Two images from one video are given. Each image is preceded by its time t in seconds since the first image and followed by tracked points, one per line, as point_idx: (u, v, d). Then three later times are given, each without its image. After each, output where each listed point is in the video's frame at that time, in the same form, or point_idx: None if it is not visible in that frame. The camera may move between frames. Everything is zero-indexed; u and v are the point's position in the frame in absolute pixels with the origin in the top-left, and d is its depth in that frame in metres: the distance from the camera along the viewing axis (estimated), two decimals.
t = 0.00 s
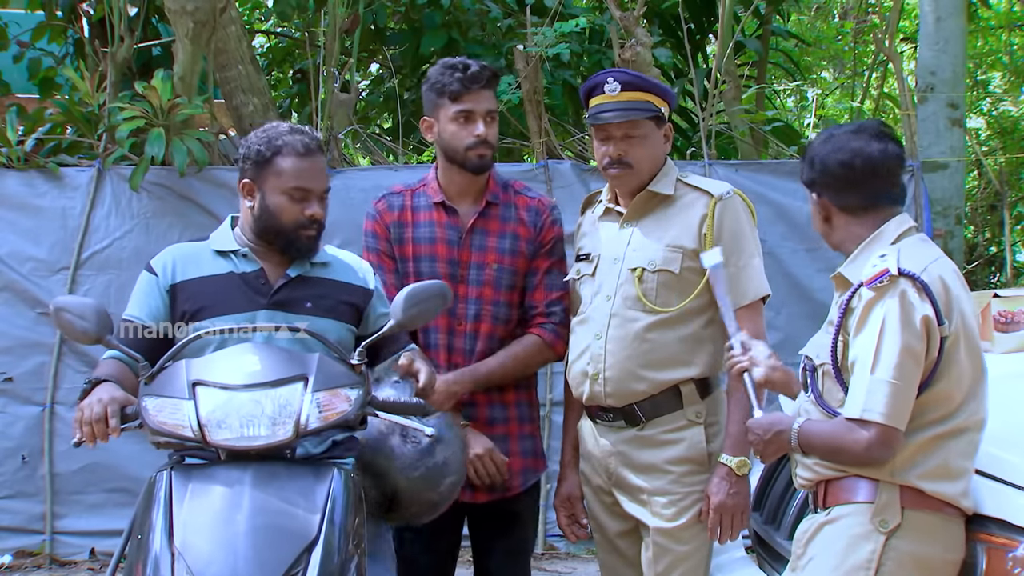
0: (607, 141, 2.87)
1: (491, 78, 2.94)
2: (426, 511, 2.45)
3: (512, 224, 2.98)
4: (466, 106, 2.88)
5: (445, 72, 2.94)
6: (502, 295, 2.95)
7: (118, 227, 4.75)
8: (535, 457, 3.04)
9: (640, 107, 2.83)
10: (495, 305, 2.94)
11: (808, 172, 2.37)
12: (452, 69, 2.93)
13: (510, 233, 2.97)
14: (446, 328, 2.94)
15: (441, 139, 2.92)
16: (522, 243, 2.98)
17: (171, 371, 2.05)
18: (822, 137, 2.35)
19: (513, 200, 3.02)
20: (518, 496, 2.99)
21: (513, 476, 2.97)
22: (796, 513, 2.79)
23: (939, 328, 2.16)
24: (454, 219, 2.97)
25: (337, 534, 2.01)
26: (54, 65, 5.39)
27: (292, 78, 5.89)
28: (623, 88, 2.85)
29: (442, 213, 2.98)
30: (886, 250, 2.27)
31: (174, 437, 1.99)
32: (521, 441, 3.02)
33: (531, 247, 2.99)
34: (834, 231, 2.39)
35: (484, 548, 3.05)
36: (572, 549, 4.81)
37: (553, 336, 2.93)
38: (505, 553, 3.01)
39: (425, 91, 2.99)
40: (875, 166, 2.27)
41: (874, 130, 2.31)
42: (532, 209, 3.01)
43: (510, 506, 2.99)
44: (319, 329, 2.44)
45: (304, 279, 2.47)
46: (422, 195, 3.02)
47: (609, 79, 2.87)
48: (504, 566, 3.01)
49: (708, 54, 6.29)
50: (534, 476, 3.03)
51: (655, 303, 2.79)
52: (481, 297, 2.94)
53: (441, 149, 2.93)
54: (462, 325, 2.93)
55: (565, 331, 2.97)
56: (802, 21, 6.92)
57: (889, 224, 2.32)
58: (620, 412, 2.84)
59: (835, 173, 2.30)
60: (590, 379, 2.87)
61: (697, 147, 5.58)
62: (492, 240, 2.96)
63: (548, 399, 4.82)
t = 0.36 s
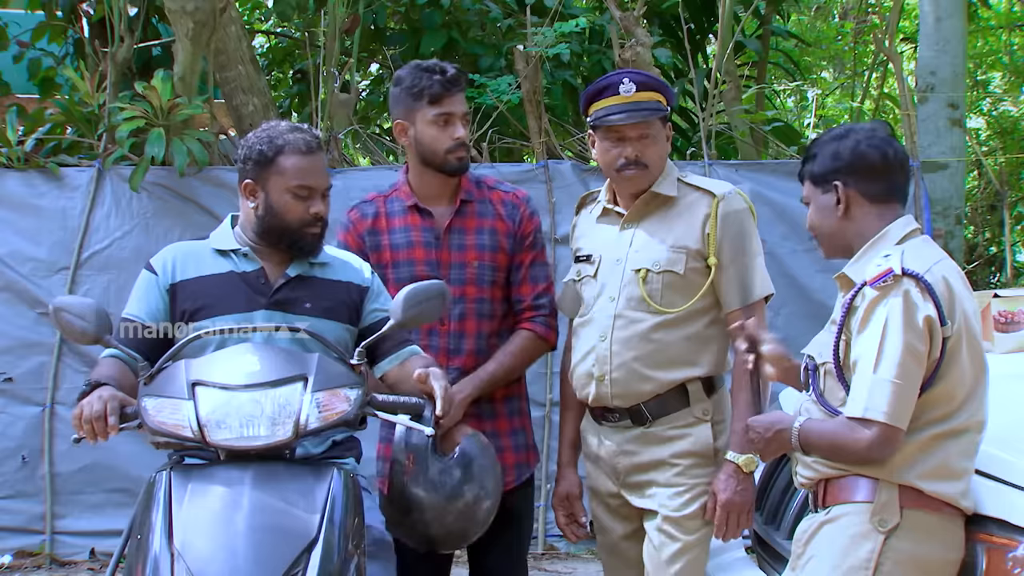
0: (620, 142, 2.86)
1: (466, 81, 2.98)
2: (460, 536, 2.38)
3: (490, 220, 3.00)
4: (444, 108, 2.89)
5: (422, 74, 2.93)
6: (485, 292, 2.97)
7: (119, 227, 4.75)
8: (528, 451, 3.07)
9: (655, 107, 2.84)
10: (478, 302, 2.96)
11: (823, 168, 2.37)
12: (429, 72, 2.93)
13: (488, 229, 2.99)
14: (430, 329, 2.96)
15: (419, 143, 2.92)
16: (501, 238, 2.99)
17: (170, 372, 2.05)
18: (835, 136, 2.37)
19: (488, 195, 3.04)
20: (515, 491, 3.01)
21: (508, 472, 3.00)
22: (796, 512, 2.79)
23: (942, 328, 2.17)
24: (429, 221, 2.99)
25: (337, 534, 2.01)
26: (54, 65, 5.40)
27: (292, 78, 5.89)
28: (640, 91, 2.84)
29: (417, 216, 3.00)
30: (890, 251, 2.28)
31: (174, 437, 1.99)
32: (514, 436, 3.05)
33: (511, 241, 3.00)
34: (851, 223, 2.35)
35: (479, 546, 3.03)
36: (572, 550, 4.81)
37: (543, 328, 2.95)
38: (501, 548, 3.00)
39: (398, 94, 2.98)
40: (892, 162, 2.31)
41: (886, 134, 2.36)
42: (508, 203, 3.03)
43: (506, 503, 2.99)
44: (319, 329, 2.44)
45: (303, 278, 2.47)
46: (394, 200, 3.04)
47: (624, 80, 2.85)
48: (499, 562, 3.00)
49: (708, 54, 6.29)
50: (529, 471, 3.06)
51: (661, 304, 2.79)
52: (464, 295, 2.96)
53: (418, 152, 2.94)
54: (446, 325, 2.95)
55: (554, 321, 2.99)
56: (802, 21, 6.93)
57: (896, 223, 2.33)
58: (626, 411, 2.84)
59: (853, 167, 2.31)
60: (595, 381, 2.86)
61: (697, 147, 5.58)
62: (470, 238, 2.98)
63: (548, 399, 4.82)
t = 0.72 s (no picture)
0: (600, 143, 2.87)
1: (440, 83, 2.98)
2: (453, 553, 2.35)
3: (472, 217, 3.02)
4: (419, 110, 2.91)
5: (395, 78, 2.94)
6: (473, 289, 2.99)
7: (119, 227, 4.75)
8: (522, 446, 3.08)
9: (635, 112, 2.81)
10: (467, 300, 2.98)
11: (822, 170, 2.36)
12: (402, 75, 2.94)
13: (471, 226, 3.01)
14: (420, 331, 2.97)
15: (396, 145, 2.93)
16: (484, 234, 3.02)
17: (168, 372, 2.05)
18: (839, 137, 2.34)
19: (466, 193, 3.07)
20: (511, 488, 3.04)
21: (504, 469, 3.02)
22: (796, 512, 2.79)
23: (941, 327, 2.17)
24: (410, 224, 3.00)
25: (336, 534, 2.01)
26: (54, 65, 5.40)
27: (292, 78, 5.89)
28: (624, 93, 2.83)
29: (396, 220, 3.01)
30: (889, 251, 2.28)
31: (173, 437, 1.99)
32: (508, 433, 3.05)
33: (493, 236, 3.03)
34: (845, 227, 2.37)
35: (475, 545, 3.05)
36: (572, 550, 4.81)
37: (526, 322, 2.99)
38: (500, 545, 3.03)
39: (372, 97, 2.99)
40: (891, 171, 2.29)
41: (896, 133, 2.32)
42: (487, 199, 3.07)
43: (505, 499, 3.04)
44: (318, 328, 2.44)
45: (301, 275, 2.46)
46: (373, 207, 3.05)
47: (605, 84, 2.88)
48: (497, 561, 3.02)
49: (708, 54, 6.29)
50: (524, 466, 3.08)
51: (664, 307, 2.79)
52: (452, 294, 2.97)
53: (394, 155, 2.94)
54: (436, 325, 2.96)
55: (536, 313, 3.02)
56: (802, 21, 6.93)
57: (891, 227, 2.33)
58: (626, 412, 2.82)
59: (851, 171, 2.30)
60: (596, 381, 2.84)
61: (697, 148, 5.58)
62: (454, 236, 3.00)
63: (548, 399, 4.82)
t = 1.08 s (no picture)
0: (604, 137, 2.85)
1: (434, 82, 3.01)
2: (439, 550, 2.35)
3: (462, 215, 3.04)
4: (415, 108, 2.92)
5: (391, 76, 2.96)
6: (466, 287, 3.01)
7: (119, 227, 4.76)
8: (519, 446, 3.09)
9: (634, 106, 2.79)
10: (461, 298, 2.99)
11: (828, 169, 2.35)
12: (398, 73, 2.96)
13: (463, 225, 3.03)
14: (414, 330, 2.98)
15: (390, 144, 2.93)
16: (475, 233, 3.04)
17: (166, 371, 2.05)
18: (846, 138, 2.32)
19: (456, 192, 3.09)
20: (507, 487, 3.05)
21: (500, 468, 3.02)
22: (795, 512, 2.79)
23: (941, 326, 2.18)
24: (401, 223, 3.01)
25: (333, 532, 2.01)
26: (54, 65, 5.40)
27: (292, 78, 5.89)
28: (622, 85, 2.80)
29: (388, 219, 3.01)
30: (888, 250, 2.28)
31: (170, 436, 1.99)
32: (503, 431, 3.05)
33: (485, 234, 3.06)
34: (848, 228, 2.38)
35: (473, 547, 3.06)
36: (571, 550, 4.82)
37: (520, 320, 3.02)
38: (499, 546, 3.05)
39: (365, 96, 3.00)
40: (896, 175, 2.29)
41: (906, 136, 2.30)
42: (477, 198, 3.09)
43: (503, 498, 3.06)
44: (320, 326, 2.45)
45: (308, 271, 2.46)
46: (363, 208, 3.04)
47: (612, 75, 2.83)
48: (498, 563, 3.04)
49: (708, 54, 6.29)
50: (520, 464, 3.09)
51: (675, 311, 2.77)
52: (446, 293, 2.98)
53: (388, 154, 2.95)
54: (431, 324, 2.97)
55: (527, 311, 3.06)
56: (802, 21, 6.93)
57: (890, 228, 2.33)
58: (632, 414, 2.77)
59: (857, 172, 2.30)
60: (604, 384, 2.78)
61: (697, 147, 5.58)
62: (445, 235, 3.01)
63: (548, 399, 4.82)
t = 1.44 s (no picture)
0: (669, 154, 2.68)
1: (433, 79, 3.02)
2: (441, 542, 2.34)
3: (466, 217, 3.05)
4: (413, 105, 2.95)
5: (390, 73, 2.99)
6: (468, 288, 3.02)
7: (117, 227, 4.75)
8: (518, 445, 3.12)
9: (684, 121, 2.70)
10: (463, 299, 3.00)
11: (834, 166, 2.36)
12: (396, 71, 2.99)
13: (466, 226, 3.04)
14: (416, 330, 2.98)
15: (390, 142, 2.95)
16: (478, 234, 3.06)
17: (161, 371, 2.05)
18: (855, 135, 2.33)
19: (460, 193, 3.10)
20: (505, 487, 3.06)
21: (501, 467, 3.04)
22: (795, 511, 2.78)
23: (945, 323, 2.20)
24: (407, 222, 3.01)
25: (330, 532, 2.01)
26: (52, 65, 5.40)
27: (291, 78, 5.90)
28: (672, 97, 2.67)
29: (393, 218, 3.01)
30: (892, 247, 2.30)
31: (165, 436, 1.99)
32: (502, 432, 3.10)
33: (487, 236, 3.07)
34: (853, 224, 2.38)
35: (473, 548, 3.06)
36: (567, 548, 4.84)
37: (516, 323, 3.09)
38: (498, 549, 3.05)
39: (366, 94, 3.03)
40: (903, 172, 2.29)
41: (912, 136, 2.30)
42: (481, 199, 3.11)
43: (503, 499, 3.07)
44: (319, 326, 2.46)
45: (308, 273, 2.46)
46: (368, 205, 3.03)
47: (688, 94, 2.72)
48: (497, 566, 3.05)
49: (706, 54, 6.29)
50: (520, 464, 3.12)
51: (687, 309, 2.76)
52: (448, 293, 2.99)
53: (389, 151, 2.97)
54: (432, 324, 2.98)
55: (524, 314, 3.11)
56: (800, 21, 6.93)
57: (894, 225, 2.33)
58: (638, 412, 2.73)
59: (864, 170, 2.30)
60: (622, 386, 2.70)
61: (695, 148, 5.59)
62: (449, 235, 3.02)
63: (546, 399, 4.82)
